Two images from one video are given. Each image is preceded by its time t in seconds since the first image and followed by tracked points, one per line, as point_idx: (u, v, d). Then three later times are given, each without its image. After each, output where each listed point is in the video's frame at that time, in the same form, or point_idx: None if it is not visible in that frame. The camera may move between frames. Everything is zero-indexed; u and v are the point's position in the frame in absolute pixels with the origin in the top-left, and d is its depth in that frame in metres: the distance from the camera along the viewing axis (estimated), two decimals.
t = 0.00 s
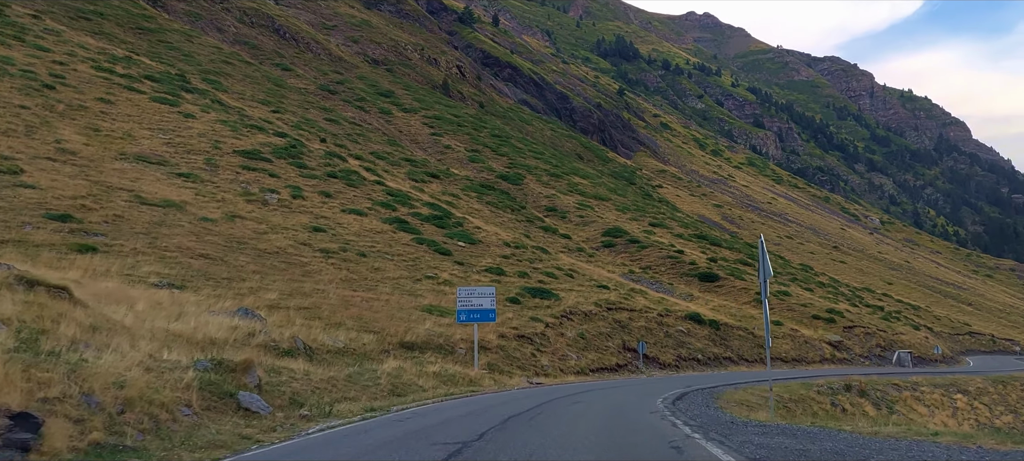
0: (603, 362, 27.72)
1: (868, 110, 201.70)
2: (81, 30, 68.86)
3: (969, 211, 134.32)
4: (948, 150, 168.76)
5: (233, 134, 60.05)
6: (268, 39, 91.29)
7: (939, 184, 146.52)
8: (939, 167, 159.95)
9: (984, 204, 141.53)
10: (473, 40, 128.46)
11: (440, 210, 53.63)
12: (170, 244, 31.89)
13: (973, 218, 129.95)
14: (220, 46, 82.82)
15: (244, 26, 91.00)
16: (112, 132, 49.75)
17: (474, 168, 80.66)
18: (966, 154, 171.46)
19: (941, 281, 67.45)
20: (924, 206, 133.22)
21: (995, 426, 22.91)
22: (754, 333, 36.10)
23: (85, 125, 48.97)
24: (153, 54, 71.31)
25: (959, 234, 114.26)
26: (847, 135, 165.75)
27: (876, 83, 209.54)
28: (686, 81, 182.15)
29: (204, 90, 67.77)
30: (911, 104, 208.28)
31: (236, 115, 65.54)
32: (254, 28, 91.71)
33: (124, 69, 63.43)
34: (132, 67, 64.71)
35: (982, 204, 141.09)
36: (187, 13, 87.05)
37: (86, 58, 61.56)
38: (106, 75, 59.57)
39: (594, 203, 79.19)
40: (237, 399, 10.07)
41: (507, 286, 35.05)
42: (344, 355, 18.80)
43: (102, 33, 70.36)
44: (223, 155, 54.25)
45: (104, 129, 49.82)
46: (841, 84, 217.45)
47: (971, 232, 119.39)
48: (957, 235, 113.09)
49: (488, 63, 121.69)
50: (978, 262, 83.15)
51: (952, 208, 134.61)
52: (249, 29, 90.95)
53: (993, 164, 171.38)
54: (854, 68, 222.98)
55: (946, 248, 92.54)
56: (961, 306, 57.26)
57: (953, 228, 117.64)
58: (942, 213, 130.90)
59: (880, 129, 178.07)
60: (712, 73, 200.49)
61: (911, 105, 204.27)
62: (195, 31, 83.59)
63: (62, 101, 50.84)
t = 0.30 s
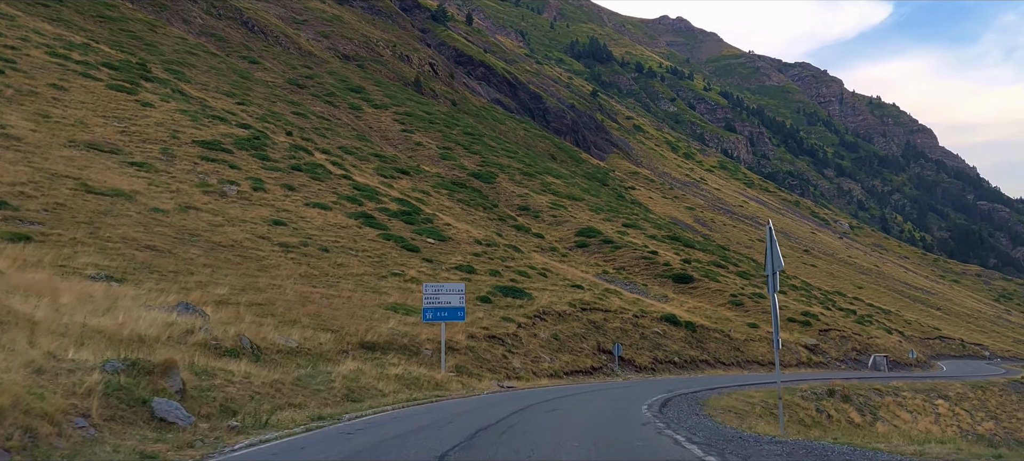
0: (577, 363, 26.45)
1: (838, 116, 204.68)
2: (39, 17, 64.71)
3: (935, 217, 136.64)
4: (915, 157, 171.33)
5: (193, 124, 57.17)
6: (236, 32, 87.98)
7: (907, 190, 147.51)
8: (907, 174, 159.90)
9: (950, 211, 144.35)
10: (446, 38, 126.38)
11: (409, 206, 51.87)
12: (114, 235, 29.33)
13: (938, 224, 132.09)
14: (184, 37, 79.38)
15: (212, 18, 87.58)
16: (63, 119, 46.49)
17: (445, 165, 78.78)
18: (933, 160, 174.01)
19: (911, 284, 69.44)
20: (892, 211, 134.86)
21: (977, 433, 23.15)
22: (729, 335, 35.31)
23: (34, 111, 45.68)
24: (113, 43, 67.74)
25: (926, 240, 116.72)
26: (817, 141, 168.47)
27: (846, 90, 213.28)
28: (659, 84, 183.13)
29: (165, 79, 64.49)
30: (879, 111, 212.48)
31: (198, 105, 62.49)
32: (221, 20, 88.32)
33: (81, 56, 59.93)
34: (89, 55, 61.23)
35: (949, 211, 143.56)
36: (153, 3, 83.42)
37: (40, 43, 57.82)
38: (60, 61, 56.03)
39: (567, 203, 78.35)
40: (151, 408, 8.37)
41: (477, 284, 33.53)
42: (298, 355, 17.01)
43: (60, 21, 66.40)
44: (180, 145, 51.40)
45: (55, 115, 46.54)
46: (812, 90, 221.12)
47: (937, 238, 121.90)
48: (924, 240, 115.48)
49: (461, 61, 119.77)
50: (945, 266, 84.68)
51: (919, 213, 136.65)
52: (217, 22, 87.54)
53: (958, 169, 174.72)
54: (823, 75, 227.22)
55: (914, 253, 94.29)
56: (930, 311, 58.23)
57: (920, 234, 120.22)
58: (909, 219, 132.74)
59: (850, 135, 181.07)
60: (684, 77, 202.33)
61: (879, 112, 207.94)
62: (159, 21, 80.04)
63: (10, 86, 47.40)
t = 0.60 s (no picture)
0: (553, 364, 25.05)
1: (810, 119, 207.25)
2: None
3: (906, 220, 137.83)
4: (887, 160, 172.66)
5: (153, 113, 54.25)
6: (205, 24, 84.61)
7: (877, 194, 148.13)
8: (878, 176, 160.65)
9: (919, 214, 145.64)
10: (421, 35, 124.14)
11: (379, 200, 50.08)
12: (53, 222, 26.63)
13: (909, 228, 133.57)
14: (150, 27, 75.86)
15: (180, 9, 84.03)
16: (11, 104, 43.21)
17: (418, 161, 76.83)
18: (904, 163, 176.72)
19: (885, 286, 70.64)
20: (863, 214, 135.81)
21: (961, 437, 23.01)
22: (708, 336, 34.48)
23: None
24: (75, 30, 64.14)
25: (896, 243, 118.79)
26: (790, 143, 170.71)
27: (818, 94, 216.35)
28: (634, 85, 183.47)
29: (127, 68, 61.24)
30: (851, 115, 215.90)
31: (160, 95, 59.47)
32: (190, 11, 84.89)
33: (37, 41, 56.45)
34: (47, 40, 57.80)
35: (920, 214, 144.72)
36: None
37: None
38: (13, 45, 52.57)
39: (543, 201, 77.31)
40: (33, 418, 6.70)
41: (449, 281, 31.97)
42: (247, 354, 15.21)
43: (17, 6, 62.41)
44: (138, 133, 48.57)
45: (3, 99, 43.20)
46: (785, 93, 224.31)
47: (906, 241, 124.07)
48: (894, 244, 117.34)
49: (436, 58, 117.46)
50: (916, 268, 86.11)
51: (889, 216, 137.82)
52: (185, 12, 84.02)
53: (927, 173, 177.46)
54: (796, 79, 230.94)
55: (885, 255, 95.67)
56: (903, 313, 59.35)
57: (890, 237, 122.35)
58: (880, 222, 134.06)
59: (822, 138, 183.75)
60: (659, 79, 203.55)
61: (851, 115, 210.71)
62: (124, 10, 76.47)
63: None
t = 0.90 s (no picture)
0: (532, 364, 23.68)
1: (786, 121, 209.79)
2: None
3: (881, 221, 137.24)
4: (864, 163, 171.63)
5: (114, 100, 51.31)
6: (175, 14, 81.37)
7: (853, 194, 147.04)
8: (853, 178, 162.06)
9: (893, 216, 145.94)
10: (400, 30, 121.82)
11: (352, 193, 48.22)
12: None
13: (884, 229, 133.57)
14: (116, 16, 72.51)
15: None
16: None
17: (395, 156, 74.88)
18: (879, 165, 179.00)
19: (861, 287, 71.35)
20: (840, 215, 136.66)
21: (952, 442, 22.56)
22: (692, 335, 33.52)
23: None
24: (37, 16, 60.56)
25: (872, 244, 120.38)
26: (766, 145, 172.31)
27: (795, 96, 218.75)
28: (613, 86, 183.34)
29: (89, 55, 58.09)
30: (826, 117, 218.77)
31: (124, 82, 56.47)
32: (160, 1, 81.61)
33: None
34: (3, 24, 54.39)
35: (893, 216, 144.83)
36: None
37: None
38: None
39: (522, 199, 76.02)
40: None
41: (424, 276, 30.34)
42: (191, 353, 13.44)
43: None
44: (96, 120, 45.72)
45: None
46: (762, 95, 226.86)
47: (881, 243, 125.64)
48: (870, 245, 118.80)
49: (414, 55, 115.15)
50: (891, 270, 87.11)
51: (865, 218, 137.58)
52: (154, 3, 80.72)
53: (902, 174, 179.10)
54: (772, 81, 233.73)
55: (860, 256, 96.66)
56: (880, 314, 59.87)
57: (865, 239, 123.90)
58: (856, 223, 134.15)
59: (798, 140, 185.86)
60: (638, 80, 203.97)
61: (828, 117, 212.99)
62: None
63: None
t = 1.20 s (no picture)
0: (519, 363, 22.29)
1: (769, 122, 211.11)
2: None
3: (863, 223, 138.55)
4: (845, 164, 174.52)
5: (79, 85, 48.61)
6: (150, 4, 78.44)
7: (835, 196, 148.84)
8: (836, 179, 163.42)
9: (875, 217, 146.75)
10: (383, 25, 119.57)
11: (330, 186, 46.36)
12: None
13: (865, 230, 134.80)
14: (87, 4, 69.49)
15: None
16: None
17: (376, 151, 72.92)
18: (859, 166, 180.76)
19: (843, 289, 71.31)
20: (822, 216, 137.22)
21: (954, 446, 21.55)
22: (681, 334, 32.48)
23: None
24: None
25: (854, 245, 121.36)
26: (750, 146, 172.95)
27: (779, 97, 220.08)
28: (598, 85, 182.72)
29: (56, 41, 55.18)
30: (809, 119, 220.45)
31: (92, 69, 53.71)
32: None
33: None
34: None
35: (875, 217, 145.56)
36: None
37: None
38: None
39: (506, 195, 74.65)
40: None
41: (403, 271, 28.69)
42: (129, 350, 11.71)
43: None
44: (59, 105, 43.06)
45: None
46: (745, 96, 228.14)
47: (863, 244, 126.48)
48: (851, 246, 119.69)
49: (397, 50, 112.76)
50: (873, 271, 87.40)
51: (847, 219, 138.20)
52: None
53: (884, 176, 180.59)
54: (756, 83, 235.20)
55: (844, 257, 97.05)
56: (865, 315, 59.71)
57: (848, 240, 124.70)
58: (838, 224, 135.41)
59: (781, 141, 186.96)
60: (623, 79, 203.72)
61: (811, 118, 214.31)
62: None
63: None
